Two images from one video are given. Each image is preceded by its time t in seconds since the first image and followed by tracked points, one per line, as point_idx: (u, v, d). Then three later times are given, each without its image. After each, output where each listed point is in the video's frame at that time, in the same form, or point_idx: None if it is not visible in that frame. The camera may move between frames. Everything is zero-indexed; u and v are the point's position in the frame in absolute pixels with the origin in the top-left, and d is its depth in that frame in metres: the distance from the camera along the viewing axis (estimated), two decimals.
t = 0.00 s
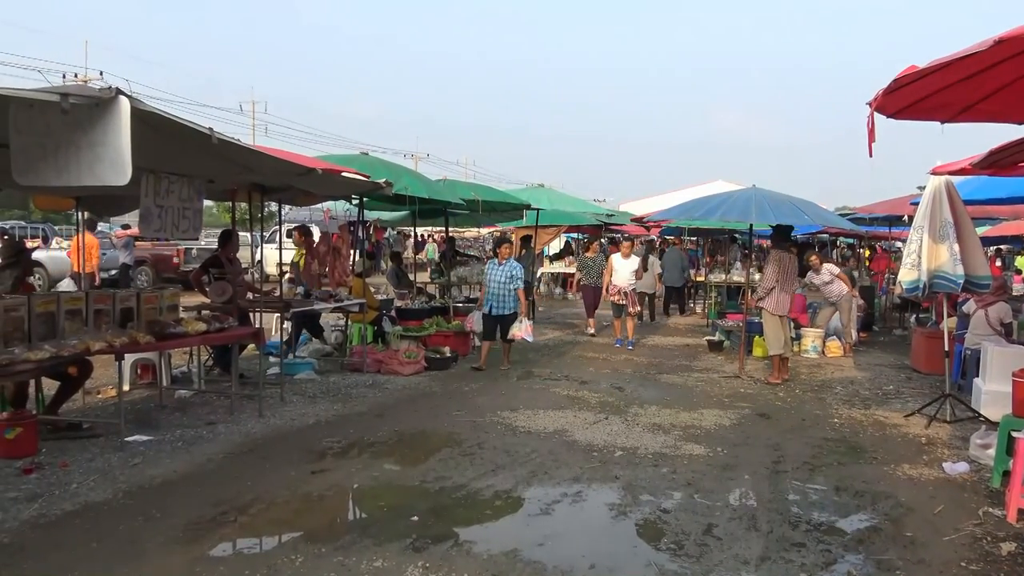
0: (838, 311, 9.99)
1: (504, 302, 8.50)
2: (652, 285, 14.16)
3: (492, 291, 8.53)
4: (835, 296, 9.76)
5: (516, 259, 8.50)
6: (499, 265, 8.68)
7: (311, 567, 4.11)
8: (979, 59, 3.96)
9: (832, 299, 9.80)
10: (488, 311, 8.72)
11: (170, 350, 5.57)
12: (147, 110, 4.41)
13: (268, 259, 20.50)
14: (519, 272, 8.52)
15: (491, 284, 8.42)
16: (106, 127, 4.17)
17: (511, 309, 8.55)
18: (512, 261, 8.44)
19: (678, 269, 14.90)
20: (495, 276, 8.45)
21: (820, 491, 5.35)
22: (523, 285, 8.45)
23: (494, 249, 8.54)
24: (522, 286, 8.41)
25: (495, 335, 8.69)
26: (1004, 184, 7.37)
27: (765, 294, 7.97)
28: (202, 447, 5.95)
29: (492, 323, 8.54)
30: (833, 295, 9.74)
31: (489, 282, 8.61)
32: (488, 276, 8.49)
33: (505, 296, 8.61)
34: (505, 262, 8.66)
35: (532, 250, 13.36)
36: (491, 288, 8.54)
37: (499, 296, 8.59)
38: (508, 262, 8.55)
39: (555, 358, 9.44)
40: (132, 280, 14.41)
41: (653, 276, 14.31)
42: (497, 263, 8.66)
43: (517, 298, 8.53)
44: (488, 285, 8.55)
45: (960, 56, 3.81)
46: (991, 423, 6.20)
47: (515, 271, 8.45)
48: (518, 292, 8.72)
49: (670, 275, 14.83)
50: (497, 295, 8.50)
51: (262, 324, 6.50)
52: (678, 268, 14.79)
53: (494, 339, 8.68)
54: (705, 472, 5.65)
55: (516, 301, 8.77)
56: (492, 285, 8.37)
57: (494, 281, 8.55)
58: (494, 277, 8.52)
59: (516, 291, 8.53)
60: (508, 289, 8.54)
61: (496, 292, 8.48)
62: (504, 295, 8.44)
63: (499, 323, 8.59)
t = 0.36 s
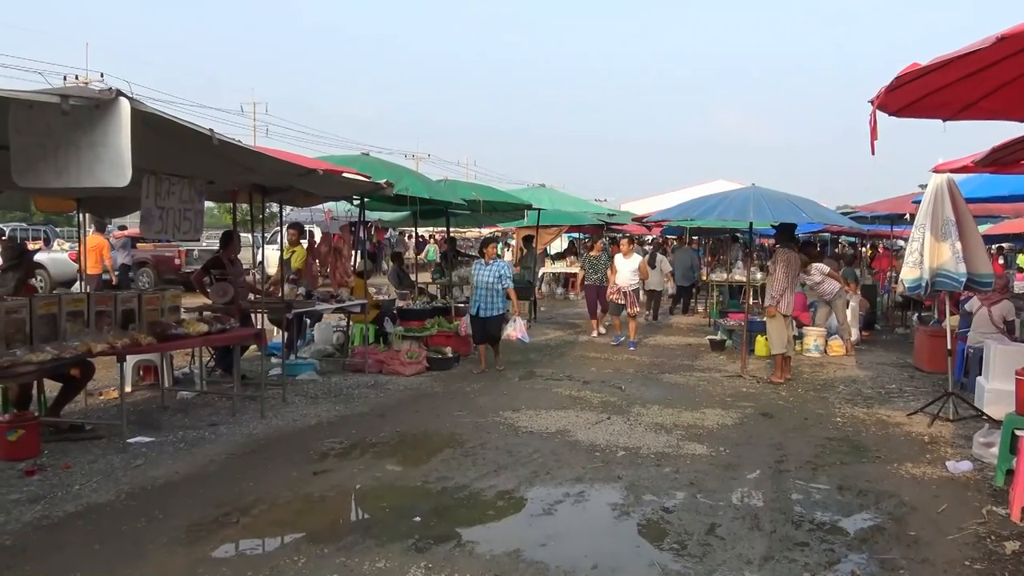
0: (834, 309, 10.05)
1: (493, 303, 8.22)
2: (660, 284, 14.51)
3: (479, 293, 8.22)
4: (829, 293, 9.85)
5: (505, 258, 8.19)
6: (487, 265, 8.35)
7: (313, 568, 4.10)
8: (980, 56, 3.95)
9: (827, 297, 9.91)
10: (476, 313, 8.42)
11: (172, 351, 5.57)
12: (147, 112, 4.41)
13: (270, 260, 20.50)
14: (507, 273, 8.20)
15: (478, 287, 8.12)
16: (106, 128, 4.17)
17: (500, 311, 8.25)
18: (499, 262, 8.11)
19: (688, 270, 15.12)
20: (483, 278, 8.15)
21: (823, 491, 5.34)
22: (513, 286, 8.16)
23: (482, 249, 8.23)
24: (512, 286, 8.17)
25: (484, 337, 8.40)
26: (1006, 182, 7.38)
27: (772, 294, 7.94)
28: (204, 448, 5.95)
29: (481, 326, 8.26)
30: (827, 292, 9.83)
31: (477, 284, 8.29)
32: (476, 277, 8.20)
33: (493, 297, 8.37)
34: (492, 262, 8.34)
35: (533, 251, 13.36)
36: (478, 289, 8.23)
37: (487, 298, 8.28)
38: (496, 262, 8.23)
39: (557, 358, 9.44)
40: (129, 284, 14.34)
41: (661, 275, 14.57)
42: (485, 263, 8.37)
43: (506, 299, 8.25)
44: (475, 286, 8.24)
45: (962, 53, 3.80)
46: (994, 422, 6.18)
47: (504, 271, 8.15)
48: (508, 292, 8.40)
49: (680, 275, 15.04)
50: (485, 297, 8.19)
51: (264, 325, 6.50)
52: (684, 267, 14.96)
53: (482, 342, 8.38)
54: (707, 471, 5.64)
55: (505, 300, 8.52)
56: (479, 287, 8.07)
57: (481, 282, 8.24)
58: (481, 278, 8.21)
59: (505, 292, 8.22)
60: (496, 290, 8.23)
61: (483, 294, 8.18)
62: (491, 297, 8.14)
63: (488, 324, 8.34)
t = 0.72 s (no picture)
0: (842, 309, 10.06)
1: (493, 307, 7.97)
2: (668, 284, 14.48)
3: (479, 296, 7.98)
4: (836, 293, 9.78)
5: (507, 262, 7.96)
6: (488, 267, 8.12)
7: (323, 568, 4.10)
8: (991, 53, 3.94)
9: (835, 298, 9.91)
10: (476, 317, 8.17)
11: (180, 352, 5.60)
12: (155, 112, 4.42)
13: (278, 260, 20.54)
14: (509, 276, 7.95)
15: (478, 289, 7.89)
16: (114, 128, 4.18)
17: (499, 315, 8.00)
18: (501, 265, 7.87)
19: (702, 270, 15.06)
20: (483, 280, 7.92)
21: (832, 490, 5.32)
22: (514, 290, 7.91)
23: (483, 250, 8.02)
24: (512, 290, 7.91)
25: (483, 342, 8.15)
26: (1017, 180, 7.34)
27: (778, 293, 7.94)
28: (213, 448, 5.96)
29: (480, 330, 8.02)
30: (835, 293, 9.75)
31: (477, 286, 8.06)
32: (476, 278, 7.97)
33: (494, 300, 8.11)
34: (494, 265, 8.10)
35: (540, 251, 13.36)
36: (477, 292, 8.00)
37: (486, 301, 8.04)
38: (497, 265, 7.99)
39: (564, 358, 9.43)
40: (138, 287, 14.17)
41: (670, 275, 14.55)
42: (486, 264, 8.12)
43: (507, 303, 8.00)
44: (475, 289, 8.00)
45: (971, 51, 3.79)
46: (1004, 421, 6.15)
47: (505, 275, 7.91)
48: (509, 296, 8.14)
49: (692, 276, 14.99)
50: (485, 300, 7.96)
51: (272, 325, 6.51)
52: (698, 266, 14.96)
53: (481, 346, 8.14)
54: (716, 471, 5.62)
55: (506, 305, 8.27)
56: (479, 290, 7.86)
57: (482, 284, 8.00)
58: (481, 281, 7.98)
59: (505, 296, 7.97)
60: (496, 294, 7.99)
61: (484, 297, 7.94)
62: (491, 301, 7.92)
63: (487, 328, 8.09)
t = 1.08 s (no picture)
0: (848, 308, 10.09)
1: (494, 307, 7.96)
2: (672, 281, 14.52)
3: (480, 295, 7.99)
4: (843, 293, 9.89)
5: (509, 261, 7.95)
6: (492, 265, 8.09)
7: (326, 567, 4.11)
8: (996, 52, 3.94)
9: (842, 297, 9.96)
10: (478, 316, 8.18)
11: (183, 351, 5.61)
12: (159, 111, 4.42)
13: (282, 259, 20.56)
14: (510, 276, 7.91)
15: (479, 287, 7.90)
16: (119, 128, 4.18)
17: (499, 314, 7.99)
18: (502, 264, 7.84)
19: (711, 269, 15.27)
20: (484, 278, 7.91)
21: (836, 490, 5.31)
22: (515, 290, 7.91)
23: (485, 248, 7.96)
24: (513, 290, 7.87)
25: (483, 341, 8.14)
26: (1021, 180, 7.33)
27: (774, 291, 7.98)
28: (216, 447, 5.97)
29: (480, 329, 8.03)
30: (842, 293, 9.86)
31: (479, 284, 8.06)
32: (478, 276, 7.97)
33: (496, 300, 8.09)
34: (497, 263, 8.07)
35: (543, 249, 13.36)
36: (479, 290, 8.01)
37: (488, 300, 8.04)
38: (499, 264, 7.96)
39: (567, 357, 9.43)
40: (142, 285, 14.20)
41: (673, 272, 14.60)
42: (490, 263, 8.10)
43: (507, 303, 8.01)
44: (476, 287, 8.01)
45: (976, 50, 3.79)
46: (1008, 420, 6.14)
47: (507, 274, 7.91)
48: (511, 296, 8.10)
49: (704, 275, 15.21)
50: (485, 298, 7.96)
51: (276, 324, 6.52)
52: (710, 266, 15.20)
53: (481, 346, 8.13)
54: (719, 470, 5.62)
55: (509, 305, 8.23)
56: (479, 289, 7.87)
57: (483, 283, 8.00)
58: (483, 279, 7.98)
59: (506, 296, 7.94)
60: (497, 293, 7.96)
61: (484, 296, 7.94)
62: (491, 300, 7.92)
63: (488, 328, 8.09)
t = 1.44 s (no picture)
0: (846, 308, 10.08)
1: (485, 306, 7.87)
2: (673, 280, 14.53)
3: (470, 295, 7.90)
4: (840, 292, 9.94)
5: (498, 260, 7.93)
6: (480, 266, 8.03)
7: (324, 565, 4.10)
8: (995, 51, 3.94)
9: (841, 295, 9.98)
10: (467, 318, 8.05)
11: (182, 349, 5.61)
12: (158, 109, 4.41)
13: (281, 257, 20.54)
14: (500, 274, 7.87)
15: (469, 287, 7.81)
16: (117, 126, 4.17)
17: (491, 314, 7.89)
18: (492, 261, 7.81)
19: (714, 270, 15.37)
20: (474, 277, 7.84)
21: (834, 489, 5.31)
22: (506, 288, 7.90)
23: (474, 248, 7.89)
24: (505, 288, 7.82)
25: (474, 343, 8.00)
26: (1020, 179, 7.33)
27: (771, 291, 7.98)
28: (215, 446, 5.96)
29: (471, 330, 7.90)
30: (840, 292, 9.91)
31: (468, 285, 7.97)
32: (467, 277, 7.89)
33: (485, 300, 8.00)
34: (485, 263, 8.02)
35: (542, 248, 13.36)
36: (468, 291, 7.91)
37: (478, 301, 7.94)
38: (488, 263, 7.91)
39: (566, 356, 9.43)
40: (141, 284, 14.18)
41: (673, 271, 14.58)
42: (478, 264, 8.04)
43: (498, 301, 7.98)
44: (465, 288, 7.91)
45: (975, 49, 3.79)
46: (1006, 419, 6.15)
47: (497, 273, 7.88)
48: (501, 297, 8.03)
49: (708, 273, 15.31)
50: (476, 298, 7.86)
51: (274, 322, 6.51)
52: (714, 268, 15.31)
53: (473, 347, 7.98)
54: (717, 469, 5.62)
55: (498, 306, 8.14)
56: (470, 288, 7.78)
57: (472, 284, 7.92)
58: (472, 280, 7.90)
59: (497, 295, 7.87)
60: (487, 292, 7.89)
61: (475, 296, 7.85)
62: (482, 299, 7.83)
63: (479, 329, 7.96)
